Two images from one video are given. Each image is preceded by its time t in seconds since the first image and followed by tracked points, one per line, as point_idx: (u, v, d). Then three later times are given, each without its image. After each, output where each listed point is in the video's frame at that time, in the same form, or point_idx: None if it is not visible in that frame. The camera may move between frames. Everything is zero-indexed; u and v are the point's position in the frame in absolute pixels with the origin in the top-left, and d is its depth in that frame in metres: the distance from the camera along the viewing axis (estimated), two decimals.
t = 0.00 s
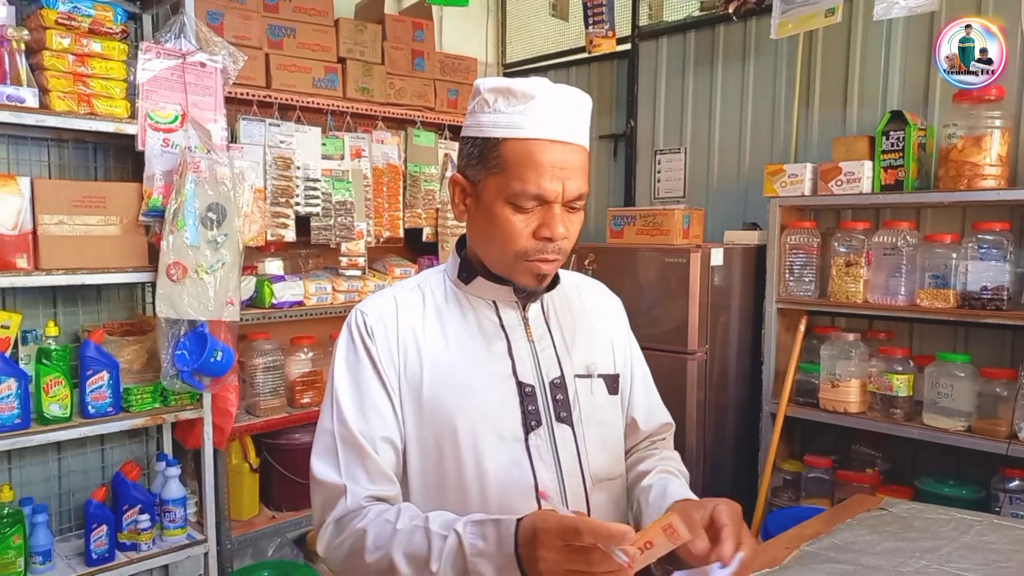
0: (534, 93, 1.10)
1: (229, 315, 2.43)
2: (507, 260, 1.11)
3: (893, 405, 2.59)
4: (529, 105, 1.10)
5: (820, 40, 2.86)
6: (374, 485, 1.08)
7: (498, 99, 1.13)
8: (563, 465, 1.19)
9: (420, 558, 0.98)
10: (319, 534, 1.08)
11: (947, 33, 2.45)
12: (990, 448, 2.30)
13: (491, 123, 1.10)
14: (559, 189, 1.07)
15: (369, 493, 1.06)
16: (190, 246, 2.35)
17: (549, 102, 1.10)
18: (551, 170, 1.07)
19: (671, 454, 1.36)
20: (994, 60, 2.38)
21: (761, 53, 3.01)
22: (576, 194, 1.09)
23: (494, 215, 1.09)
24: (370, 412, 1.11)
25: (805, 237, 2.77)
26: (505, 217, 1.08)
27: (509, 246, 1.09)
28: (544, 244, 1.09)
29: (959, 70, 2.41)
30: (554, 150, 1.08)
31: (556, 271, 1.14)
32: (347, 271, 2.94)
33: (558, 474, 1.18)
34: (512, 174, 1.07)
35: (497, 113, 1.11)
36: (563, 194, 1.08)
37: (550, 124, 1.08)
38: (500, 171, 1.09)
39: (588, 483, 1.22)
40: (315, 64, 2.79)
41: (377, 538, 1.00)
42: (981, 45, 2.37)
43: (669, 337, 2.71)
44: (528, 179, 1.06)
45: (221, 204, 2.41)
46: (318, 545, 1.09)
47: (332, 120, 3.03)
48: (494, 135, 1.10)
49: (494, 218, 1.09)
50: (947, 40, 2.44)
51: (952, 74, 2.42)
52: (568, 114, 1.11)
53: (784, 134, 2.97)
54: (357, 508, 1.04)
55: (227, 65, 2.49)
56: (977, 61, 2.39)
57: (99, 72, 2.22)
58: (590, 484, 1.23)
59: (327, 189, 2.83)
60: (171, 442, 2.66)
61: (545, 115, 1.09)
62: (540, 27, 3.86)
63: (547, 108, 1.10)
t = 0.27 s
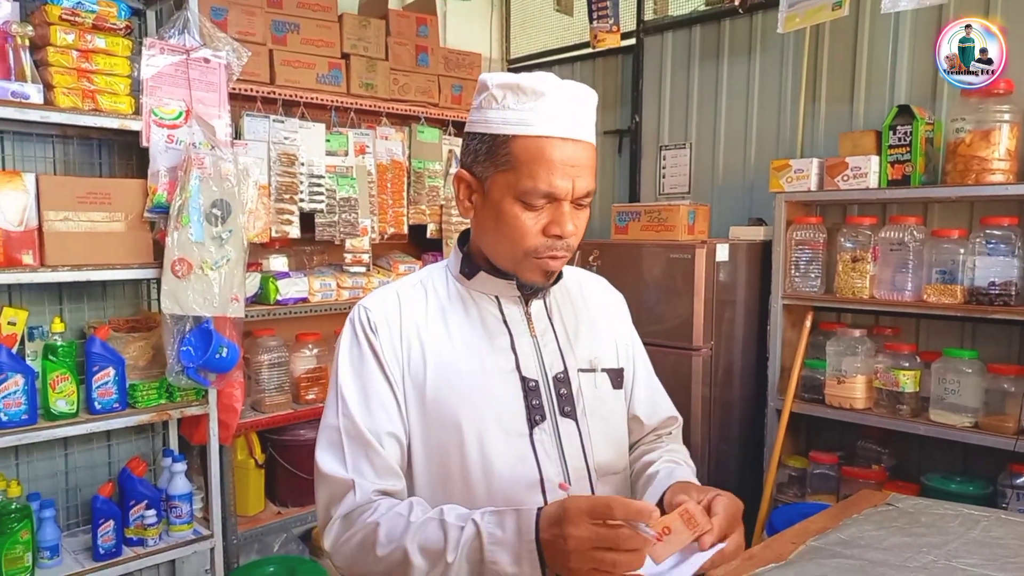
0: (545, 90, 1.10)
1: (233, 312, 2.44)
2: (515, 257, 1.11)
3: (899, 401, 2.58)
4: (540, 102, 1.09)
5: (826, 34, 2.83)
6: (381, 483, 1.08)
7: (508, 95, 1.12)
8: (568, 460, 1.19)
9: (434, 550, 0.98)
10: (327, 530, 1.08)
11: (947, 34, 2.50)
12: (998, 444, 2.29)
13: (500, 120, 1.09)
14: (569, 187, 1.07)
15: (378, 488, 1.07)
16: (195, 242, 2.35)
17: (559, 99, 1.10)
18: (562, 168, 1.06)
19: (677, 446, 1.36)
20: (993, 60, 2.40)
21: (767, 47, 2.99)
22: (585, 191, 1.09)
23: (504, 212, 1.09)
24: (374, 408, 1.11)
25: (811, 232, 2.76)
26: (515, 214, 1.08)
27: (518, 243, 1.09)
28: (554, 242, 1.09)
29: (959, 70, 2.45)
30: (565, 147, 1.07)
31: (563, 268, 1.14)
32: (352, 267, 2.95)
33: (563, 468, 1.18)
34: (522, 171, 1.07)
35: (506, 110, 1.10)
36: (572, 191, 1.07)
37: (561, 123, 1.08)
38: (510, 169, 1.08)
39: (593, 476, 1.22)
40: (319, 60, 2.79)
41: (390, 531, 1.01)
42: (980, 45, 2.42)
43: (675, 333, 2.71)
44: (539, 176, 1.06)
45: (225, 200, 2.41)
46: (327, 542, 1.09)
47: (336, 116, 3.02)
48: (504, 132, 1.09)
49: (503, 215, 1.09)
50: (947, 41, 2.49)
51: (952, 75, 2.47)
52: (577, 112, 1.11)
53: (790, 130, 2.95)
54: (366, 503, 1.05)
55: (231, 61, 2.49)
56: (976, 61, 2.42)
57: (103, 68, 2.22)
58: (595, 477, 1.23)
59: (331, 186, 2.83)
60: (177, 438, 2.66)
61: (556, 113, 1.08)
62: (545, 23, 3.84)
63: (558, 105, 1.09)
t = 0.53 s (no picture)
0: (561, 93, 1.09)
1: (241, 309, 2.45)
2: (523, 257, 1.12)
3: (908, 398, 2.56)
4: (555, 104, 1.08)
5: (834, 29, 2.82)
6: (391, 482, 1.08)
7: (523, 95, 1.11)
8: (576, 457, 1.19)
9: (445, 552, 0.98)
10: (338, 531, 1.08)
11: (948, 33, 2.51)
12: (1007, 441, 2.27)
13: (514, 121, 1.09)
14: (580, 192, 1.07)
15: (388, 489, 1.06)
16: (202, 240, 2.35)
17: (574, 102, 1.09)
18: (574, 172, 1.06)
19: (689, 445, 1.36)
20: (993, 60, 2.42)
21: (774, 43, 2.98)
22: (596, 196, 1.09)
23: (514, 212, 1.08)
24: (381, 407, 1.11)
25: (819, 229, 2.75)
26: (525, 217, 1.08)
27: (527, 245, 1.10)
28: (562, 245, 1.10)
29: (960, 70, 2.46)
30: (578, 152, 1.07)
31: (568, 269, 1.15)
32: (358, 266, 2.95)
33: (571, 465, 1.18)
34: (534, 174, 1.06)
35: (521, 111, 1.09)
36: (583, 195, 1.07)
37: (576, 126, 1.07)
38: (522, 170, 1.07)
39: (601, 473, 1.22)
40: (325, 58, 2.79)
41: (402, 532, 1.00)
42: (980, 46, 2.43)
43: (682, 330, 2.70)
44: (551, 179, 1.05)
45: (232, 199, 2.42)
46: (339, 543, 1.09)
47: (342, 114, 3.02)
48: (517, 133, 1.08)
49: (513, 216, 1.09)
50: (948, 40, 2.50)
51: (953, 74, 2.48)
52: (591, 116, 1.10)
53: (798, 126, 2.94)
54: (377, 504, 1.04)
55: (238, 59, 2.49)
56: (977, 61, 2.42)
57: (110, 67, 2.23)
58: (604, 474, 1.23)
59: (338, 184, 2.84)
60: (185, 436, 2.67)
61: (571, 117, 1.07)
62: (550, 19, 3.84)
63: (573, 110, 1.08)
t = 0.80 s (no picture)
0: (587, 88, 1.10)
1: (246, 306, 2.46)
2: (535, 252, 1.12)
3: (915, 395, 2.56)
4: (581, 98, 1.09)
5: (840, 24, 2.81)
6: (397, 482, 1.08)
7: (548, 87, 1.11)
8: (583, 455, 1.18)
9: (459, 565, 0.97)
10: (347, 533, 1.07)
11: (948, 33, 2.53)
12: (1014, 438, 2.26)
13: (538, 112, 1.09)
14: (601, 187, 1.07)
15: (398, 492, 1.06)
16: (208, 237, 2.36)
17: (599, 98, 1.10)
18: (597, 167, 1.06)
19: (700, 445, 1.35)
20: (993, 61, 2.42)
21: (780, 38, 2.96)
22: (614, 193, 1.10)
23: (534, 205, 1.08)
24: (387, 407, 1.10)
25: (825, 224, 2.74)
26: (544, 210, 1.08)
27: (542, 238, 1.09)
28: (577, 241, 1.10)
29: (959, 70, 2.49)
30: (600, 146, 1.07)
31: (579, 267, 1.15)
32: (363, 263, 2.95)
33: (578, 463, 1.18)
34: (557, 167, 1.06)
35: (546, 103, 1.09)
36: (603, 192, 1.08)
37: (601, 122, 1.08)
38: (545, 163, 1.07)
39: (609, 471, 1.22)
40: (329, 55, 2.79)
41: (415, 540, 1.00)
42: (981, 46, 2.45)
43: (687, 327, 2.70)
44: (574, 173, 1.06)
45: (237, 196, 2.42)
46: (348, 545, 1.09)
47: (347, 111, 3.02)
48: (540, 124, 1.08)
49: (533, 209, 1.09)
50: (947, 41, 2.51)
51: (952, 75, 2.50)
52: (615, 112, 1.11)
53: (804, 122, 2.93)
54: (388, 510, 1.04)
55: (242, 57, 2.49)
56: (976, 61, 2.45)
57: (115, 65, 2.23)
58: (612, 472, 1.23)
59: (343, 181, 2.83)
60: (191, 432, 2.68)
61: (596, 112, 1.08)
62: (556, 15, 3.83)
63: (598, 105, 1.09)
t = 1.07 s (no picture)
0: (601, 85, 1.09)
1: (249, 302, 2.45)
2: (545, 250, 1.12)
3: (918, 392, 2.55)
4: (593, 95, 1.08)
5: (844, 20, 2.81)
6: (411, 478, 1.07)
7: (561, 84, 1.10)
8: (592, 451, 1.18)
9: None
10: (368, 532, 1.08)
11: (947, 34, 2.56)
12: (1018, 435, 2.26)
13: (551, 109, 1.08)
14: (613, 186, 1.07)
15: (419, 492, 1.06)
16: (211, 233, 2.35)
17: (611, 95, 1.09)
18: (608, 166, 1.05)
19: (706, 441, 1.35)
20: (994, 60, 2.48)
21: (784, 35, 2.96)
22: (625, 191, 1.09)
23: (545, 204, 1.08)
24: (401, 403, 1.10)
25: (829, 221, 2.73)
26: (556, 209, 1.07)
27: (553, 237, 1.09)
28: (588, 240, 1.09)
29: (959, 70, 2.53)
30: (612, 144, 1.06)
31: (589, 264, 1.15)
32: (367, 259, 2.95)
33: (588, 459, 1.17)
34: (569, 166, 1.05)
35: (558, 100, 1.09)
36: (614, 190, 1.07)
37: (615, 119, 1.07)
38: (556, 161, 1.06)
39: (618, 467, 1.21)
40: (333, 51, 2.78)
41: (441, 549, 0.99)
42: (980, 46, 2.48)
43: (691, 324, 2.70)
44: (586, 172, 1.05)
45: (241, 191, 2.41)
46: (366, 542, 1.09)
47: (351, 107, 3.02)
48: (551, 122, 1.07)
49: (544, 207, 1.08)
50: (947, 41, 2.55)
51: (952, 75, 2.54)
52: (628, 110, 1.10)
53: (808, 119, 2.92)
54: (411, 513, 1.04)
55: (246, 52, 2.48)
56: (976, 61, 2.49)
57: (119, 60, 2.23)
58: (621, 469, 1.22)
59: (346, 177, 2.83)
60: (194, 429, 2.68)
61: (610, 110, 1.07)
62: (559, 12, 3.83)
63: (610, 102, 1.08)
